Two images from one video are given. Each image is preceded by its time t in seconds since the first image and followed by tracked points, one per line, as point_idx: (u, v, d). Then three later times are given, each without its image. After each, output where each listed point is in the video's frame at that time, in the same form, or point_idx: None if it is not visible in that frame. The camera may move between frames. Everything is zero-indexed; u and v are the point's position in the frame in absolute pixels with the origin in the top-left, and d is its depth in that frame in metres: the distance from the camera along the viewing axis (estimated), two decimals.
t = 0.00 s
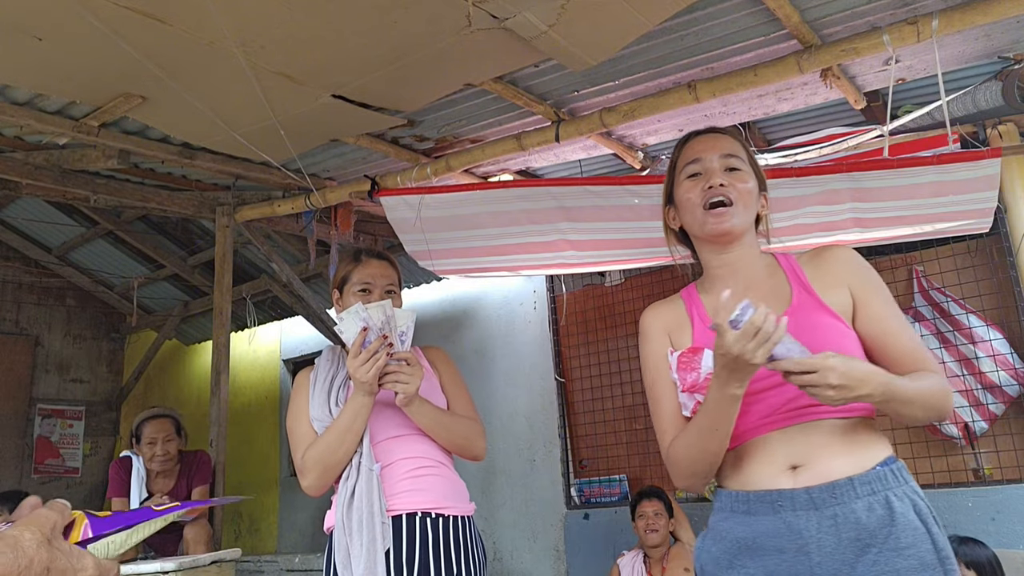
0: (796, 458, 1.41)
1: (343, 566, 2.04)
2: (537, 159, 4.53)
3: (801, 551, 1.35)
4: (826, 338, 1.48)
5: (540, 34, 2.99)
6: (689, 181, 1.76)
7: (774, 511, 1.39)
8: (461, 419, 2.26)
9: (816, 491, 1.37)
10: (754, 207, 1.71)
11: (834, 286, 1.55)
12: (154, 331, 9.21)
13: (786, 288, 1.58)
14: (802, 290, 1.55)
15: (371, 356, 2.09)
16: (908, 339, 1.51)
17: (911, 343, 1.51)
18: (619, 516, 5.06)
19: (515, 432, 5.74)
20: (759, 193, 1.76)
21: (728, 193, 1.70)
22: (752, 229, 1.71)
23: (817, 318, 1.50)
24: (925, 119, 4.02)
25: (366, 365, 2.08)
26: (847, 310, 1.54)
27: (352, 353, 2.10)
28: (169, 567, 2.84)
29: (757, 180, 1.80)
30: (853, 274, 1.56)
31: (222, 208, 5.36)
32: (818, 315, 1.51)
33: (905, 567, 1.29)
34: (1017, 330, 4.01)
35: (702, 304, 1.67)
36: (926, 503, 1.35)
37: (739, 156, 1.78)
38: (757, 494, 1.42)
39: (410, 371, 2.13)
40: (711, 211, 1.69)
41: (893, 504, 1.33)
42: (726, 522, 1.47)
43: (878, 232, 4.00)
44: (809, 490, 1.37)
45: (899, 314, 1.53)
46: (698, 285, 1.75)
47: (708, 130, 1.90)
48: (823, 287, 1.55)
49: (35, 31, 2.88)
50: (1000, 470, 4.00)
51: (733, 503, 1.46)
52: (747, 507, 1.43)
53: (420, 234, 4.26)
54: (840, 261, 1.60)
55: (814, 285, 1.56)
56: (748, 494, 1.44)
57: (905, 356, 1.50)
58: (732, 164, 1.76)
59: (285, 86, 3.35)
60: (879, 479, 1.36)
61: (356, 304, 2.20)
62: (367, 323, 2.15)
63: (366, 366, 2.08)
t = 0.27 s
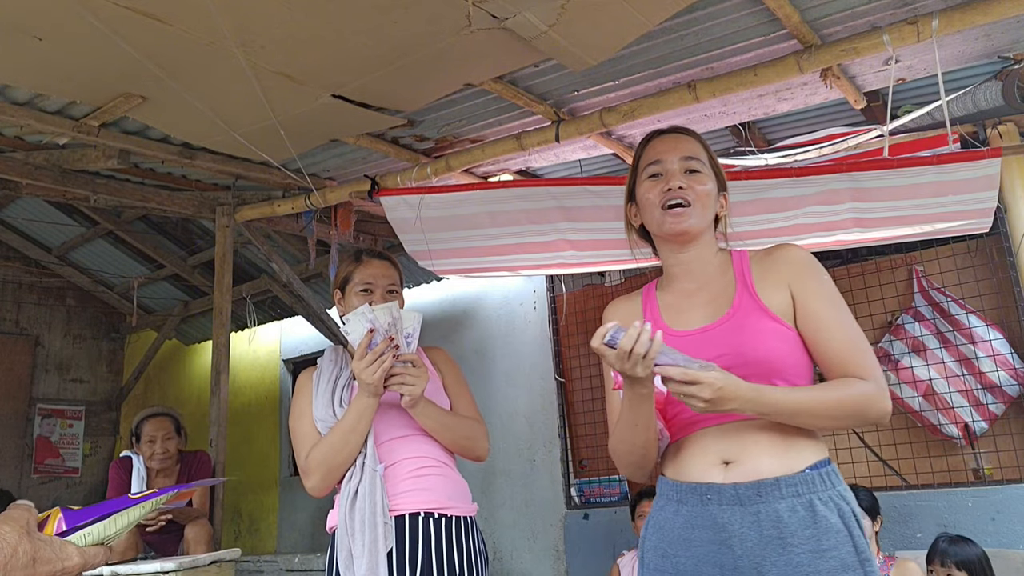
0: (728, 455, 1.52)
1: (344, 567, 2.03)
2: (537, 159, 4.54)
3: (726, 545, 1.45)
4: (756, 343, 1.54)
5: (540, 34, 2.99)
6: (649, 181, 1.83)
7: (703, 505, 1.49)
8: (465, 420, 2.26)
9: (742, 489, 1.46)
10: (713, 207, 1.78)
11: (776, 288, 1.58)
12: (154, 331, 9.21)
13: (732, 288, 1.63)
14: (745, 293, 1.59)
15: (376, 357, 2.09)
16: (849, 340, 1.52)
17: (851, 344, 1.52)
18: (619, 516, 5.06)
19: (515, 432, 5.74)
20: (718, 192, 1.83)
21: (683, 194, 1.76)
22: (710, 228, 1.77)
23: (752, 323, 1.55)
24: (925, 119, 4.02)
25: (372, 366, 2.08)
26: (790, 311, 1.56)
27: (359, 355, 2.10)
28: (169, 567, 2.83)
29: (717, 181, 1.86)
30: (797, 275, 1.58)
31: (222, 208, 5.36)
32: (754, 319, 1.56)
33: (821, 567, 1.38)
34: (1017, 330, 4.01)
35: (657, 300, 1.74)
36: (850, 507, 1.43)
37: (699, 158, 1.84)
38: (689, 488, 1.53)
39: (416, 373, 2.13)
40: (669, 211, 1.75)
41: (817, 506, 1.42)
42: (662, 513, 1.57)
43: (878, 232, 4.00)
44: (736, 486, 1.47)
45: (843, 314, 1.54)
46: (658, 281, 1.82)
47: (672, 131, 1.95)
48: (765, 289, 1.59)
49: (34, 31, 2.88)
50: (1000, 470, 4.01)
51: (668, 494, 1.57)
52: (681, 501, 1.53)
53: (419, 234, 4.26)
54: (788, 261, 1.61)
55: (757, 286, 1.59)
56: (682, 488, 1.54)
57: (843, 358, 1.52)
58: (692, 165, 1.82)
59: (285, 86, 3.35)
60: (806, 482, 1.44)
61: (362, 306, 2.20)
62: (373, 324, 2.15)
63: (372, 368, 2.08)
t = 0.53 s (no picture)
0: (693, 464, 1.55)
1: (346, 568, 2.03)
2: (536, 159, 4.54)
3: (685, 550, 1.49)
4: (729, 355, 1.58)
5: (540, 34, 2.99)
6: (627, 189, 1.82)
7: (665, 511, 1.53)
8: (467, 420, 2.25)
9: (704, 498, 1.50)
10: (690, 215, 1.79)
11: (749, 303, 1.62)
12: (154, 331, 9.21)
13: (708, 300, 1.66)
14: (720, 306, 1.63)
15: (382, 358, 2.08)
16: (816, 357, 1.56)
17: (817, 361, 1.56)
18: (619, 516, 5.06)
19: (515, 432, 5.74)
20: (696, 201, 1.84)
21: (662, 203, 1.77)
22: (687, 236, 1.79)
23: (725, 336, 1.59)
24: (925, 119, 4.02)
25: (378, 367, 2.07)
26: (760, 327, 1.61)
27: (363, 354, 2.09)
28: (169, 567, 2.82)
29: (695, 189, 1.87)
30: (770, 290, 1.62)
31: (222, 207, 5.36)
32: (729, 333, 1.59)
33: None
34: (1017, 330, 4.01)
35: (633, 308, 1.76)
36: (806, 519, 1.49)
37: (678, 168, 1.84)
38: (652, 494, 1.56)
39: (419, 373, 2.13)
40: (647, 219, 1.76)
41: (776, 518, 1.46)
42: (626, 515, 1.60)
43: (878, 232, 4.00)
44: (698, 495, 1.50)
45: (810, 331, 1.58)
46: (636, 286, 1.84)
47: (650, 139, 1.95)
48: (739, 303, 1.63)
49: (34, 31, 2.88)
50: (1000, 470, 4.01)
51: (633, 496, 1.60)
52: (645, 505, 1.57)
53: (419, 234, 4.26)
54: (762, 276, 1.66)
55: (732, 300, 1.63)
56: (646, 493, 1.57)
57: (810, 373, 1.56)
58: (671, 174, 1.82)
59: (285, 86, 3.35)
60: (766, 495, 1.48)
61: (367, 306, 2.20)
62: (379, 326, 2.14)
63: (377, 368, 2.07)
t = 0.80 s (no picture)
0: (672, 475, 1.60)
1: (349, 567, 2.02)
2: (536, 159, 4.54)
3: (666, 555, 1.55)
4: (715, 371, 1.60)
5: (540, 34, 2.99)
6: (611, 198, 1.86)
7: (647, 517, 1.58)
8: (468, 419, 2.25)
9: (685, 505, 1.55)
10: (672, 223, 1.83)
11: (733, 318, 1.66)
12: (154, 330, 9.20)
13: (692, 316, 1.69)
14: (705, 322, 1.66)
15: (375, 352, 2.09)
16: (797, 372, 1.63)
17: (798, 377, 1.63)
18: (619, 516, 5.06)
19: (515, 432, 5.74)
20: (679, 208, 1.88)
21: (646, 211, 1.81)
22: (670, 244, 1.83)
23: (710, 351, 1.62)
24: (925, 119, 4.01)
25: (372, 362, 2.08)
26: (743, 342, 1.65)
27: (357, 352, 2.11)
28: (169, 567, 2.81)
29: (678, 197, 1.91)
30: (753, 306, 1.67)
31: (223, 207, 5.36)
32: (714, 349, 1.62)
33: None
34: (1017, 330, 4.01)
35: (617, 316, 1.77)
36: (778, 524, 1.57)
37: (662, 175, 1.88)
38: (633, 501, 1.61)
39: (414, 362, 2.15)
40: (630, 227, 1.80)
41: (752, 524, 1.54)
42: (605, 519, 1.64)
43: (878, 232, 4.00)
44: (679, 503, 1.56)
45: (790, 348, 1.65)
46: (618, 289, 1.87)
47: (634, 146, 1.99)
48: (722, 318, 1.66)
49: (34, 31, 2.88)
50: (1000, 470, 4.01)
51: (612, 501, 1.65)
52: (625, 511, 1.61)
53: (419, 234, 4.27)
54: (743, 291, 1.70)
55: (715, 315, 1.67)
56: (627, 499, 1.62)
57: (792, 388, 1.63)
58: (654, 182, 1.85)
59: (285, 86, 3.35)
60: (742, 504, 1.55)
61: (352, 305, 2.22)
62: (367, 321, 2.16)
63: (371, 363, 2.08)
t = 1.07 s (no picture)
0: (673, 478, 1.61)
1: (349, 566, 2.01)
2: (536, 159, 4.54)
3: (669, 556, 1.55)
4: (710, 375, 1.62)
5: (540, 34, 2.99)
6: (598, 201, 1.86)
7: (648, 519, 1.59)
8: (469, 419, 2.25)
9: (687, 508, 1.57)
10: (660, 226, 1.83)
11: (723, 320, 1.69)
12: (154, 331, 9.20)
13: (685, 321, 1.70)
14: (698, 326, 1.67)
15: (407, 351, 2.09)
16: (787, 372, 1.67)
17: (788, 377, 1.67)
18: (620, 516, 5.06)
19: (515, 432, 5.73)
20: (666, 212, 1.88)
21: (634, 215, 1.81)
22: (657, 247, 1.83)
23: (705, 355, 1.63)
24: (925, 119, 4.01)
25: (401, 360, 2.07)
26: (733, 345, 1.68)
27: (394, 349, 2.09)
28: (169, 566, 2.81)
29: (665, 199, 1.91)
30: (742, 308, 1.69)
31: (223, 207, 5.36)
32: (706, 352, 1.63)
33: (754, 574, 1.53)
34: (1017, 330, 4.01)
35: (608, 323, 1.76)
36: (776, 521, 1.60)
37: (648, 179, 1.88)
38: (634, 505, 1.62)
39: (439, 376, 2.13)
40: (619, 231, 1.80)
41: (752, 522, 1.56)
42: (604, 522, 1.65)
43: (878, 232, 4.00)
44: (680, 505, 1.57)
45: (779, 348, 1.68)
46: (604, 293, 1.87)
47: (618, 149, 1.99)
48: (713, 320, 1.69)
49: (34, 31, 2.88)
50: (1000, 470, 4.01)
51: (611, 505, 1.66)
52: (626, 513, 1.62)
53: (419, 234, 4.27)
54: (730, 292, 1.72)
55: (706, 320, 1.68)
56: (626, 504, 1.63)
57: (783, 388, 1.67)
58: (641, 186, 1.86)
59: (285, 86, 3.35)
60: (742, 503, 1.57)
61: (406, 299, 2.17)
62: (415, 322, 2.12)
63: (400, 361, 2.07)
